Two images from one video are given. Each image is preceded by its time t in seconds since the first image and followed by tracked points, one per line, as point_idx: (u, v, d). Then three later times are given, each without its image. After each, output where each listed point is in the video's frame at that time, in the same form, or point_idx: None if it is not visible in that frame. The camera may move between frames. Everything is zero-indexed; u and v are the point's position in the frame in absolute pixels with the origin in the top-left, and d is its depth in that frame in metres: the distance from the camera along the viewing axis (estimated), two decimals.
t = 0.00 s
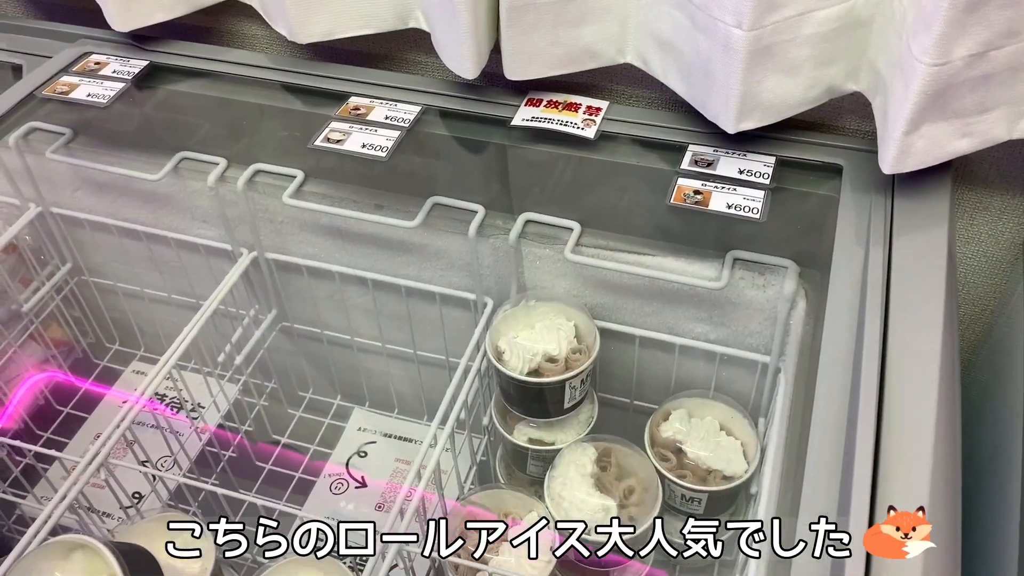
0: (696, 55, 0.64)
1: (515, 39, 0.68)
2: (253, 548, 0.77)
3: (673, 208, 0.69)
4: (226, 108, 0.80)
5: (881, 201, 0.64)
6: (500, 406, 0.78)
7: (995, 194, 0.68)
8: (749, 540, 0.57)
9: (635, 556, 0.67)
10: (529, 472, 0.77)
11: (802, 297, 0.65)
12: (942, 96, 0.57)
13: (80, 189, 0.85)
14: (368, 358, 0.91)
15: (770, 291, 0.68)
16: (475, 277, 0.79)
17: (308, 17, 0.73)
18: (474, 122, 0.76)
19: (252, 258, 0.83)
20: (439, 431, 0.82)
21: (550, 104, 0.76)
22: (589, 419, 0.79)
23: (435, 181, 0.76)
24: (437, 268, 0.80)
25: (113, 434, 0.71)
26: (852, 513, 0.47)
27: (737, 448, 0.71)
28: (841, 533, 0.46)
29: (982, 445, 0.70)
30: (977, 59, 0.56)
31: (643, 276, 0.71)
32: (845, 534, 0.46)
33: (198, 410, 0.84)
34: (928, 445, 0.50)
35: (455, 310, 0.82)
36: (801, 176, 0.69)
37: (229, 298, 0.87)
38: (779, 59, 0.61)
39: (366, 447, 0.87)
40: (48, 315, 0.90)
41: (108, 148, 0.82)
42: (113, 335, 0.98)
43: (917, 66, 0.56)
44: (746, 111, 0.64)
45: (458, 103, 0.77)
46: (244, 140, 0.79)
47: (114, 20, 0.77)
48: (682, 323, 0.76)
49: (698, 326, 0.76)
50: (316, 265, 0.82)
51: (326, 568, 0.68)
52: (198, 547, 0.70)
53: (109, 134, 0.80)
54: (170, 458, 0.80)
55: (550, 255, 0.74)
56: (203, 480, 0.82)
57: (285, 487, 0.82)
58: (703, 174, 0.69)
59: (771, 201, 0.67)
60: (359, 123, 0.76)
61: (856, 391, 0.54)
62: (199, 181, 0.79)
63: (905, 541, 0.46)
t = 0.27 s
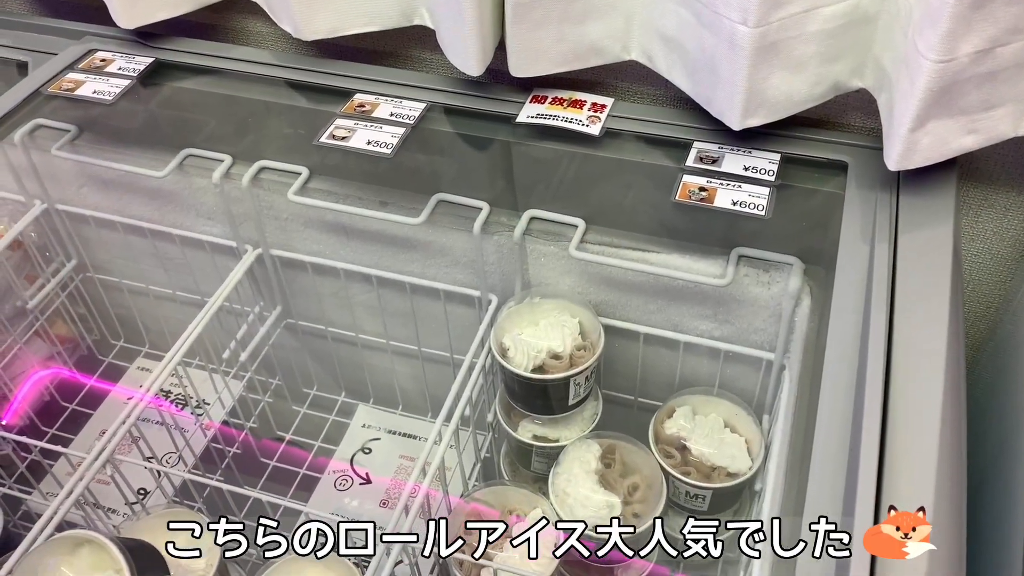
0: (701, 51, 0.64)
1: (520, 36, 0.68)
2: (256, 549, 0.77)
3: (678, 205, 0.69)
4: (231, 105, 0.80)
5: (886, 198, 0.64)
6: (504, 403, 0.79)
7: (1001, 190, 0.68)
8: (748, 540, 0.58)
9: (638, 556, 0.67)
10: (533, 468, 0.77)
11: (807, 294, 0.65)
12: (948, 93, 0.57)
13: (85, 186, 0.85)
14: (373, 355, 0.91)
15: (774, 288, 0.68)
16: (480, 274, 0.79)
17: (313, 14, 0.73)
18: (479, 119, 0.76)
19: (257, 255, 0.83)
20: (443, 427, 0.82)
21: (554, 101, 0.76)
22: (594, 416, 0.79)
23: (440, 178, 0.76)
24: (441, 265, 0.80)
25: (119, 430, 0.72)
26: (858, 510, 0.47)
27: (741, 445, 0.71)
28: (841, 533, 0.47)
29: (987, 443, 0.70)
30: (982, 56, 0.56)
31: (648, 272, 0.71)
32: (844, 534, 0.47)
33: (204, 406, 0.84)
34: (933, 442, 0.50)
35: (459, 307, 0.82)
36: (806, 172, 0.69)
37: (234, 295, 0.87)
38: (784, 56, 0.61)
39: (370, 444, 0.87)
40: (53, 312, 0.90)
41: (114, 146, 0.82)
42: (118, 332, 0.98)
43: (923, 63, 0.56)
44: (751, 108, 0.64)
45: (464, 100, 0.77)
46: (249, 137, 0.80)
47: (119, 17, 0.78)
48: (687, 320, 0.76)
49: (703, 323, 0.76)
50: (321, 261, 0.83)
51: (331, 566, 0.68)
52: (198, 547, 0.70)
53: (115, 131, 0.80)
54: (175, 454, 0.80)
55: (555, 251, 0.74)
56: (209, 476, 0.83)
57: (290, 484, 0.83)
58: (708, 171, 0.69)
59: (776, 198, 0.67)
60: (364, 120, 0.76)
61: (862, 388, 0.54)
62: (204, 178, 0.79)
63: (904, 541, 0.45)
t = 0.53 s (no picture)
0: (705, 45, 0.63)
1: (523, 29, 0.68)
2: (256, 547, 0.77)
3: (681, 199, 0.69)
4: (233, 99, 0.80)
5: (891, 191, 0.64)
6: (507, 397, 0.78)
7: (1008, 183, 0.68)
8: (748, 541, 0.59)
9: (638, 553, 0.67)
10: (537, 462, 0.77)
11: (811, 288, 0.65)
12: (953, 86, 0.57)
13: (87, 180, 0.85)
14: (375, 350, 0.91)
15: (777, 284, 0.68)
16: (483, 269, 0.79)
17: (315, 7, 0.73)
18: (481, 113, 0.76)
19: (260, 249, 0.83)
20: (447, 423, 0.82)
21: (558, 95, 0.75)
22: (596, 410, 0.79)
23: (443, 173, 0.76)
24: (444, 259, 0.80)
25: (121, 424, 0.72)
26: (862, 504, 0.47)
27: (744, 440, 0.71)
28: (841, 533, 0.47)
29: (990, 437, 0.70)
30: (989, 48, 0.55)
31: (652, 267, 0.71)
32: (845, 534, 0.47)
33: (205, 401, 0.84)
34: (938, 436, 0.50)
35: (462, 302, 0.82)
36: (811, 166, 0.68)
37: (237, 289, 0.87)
38: (789, 49, 0.60)
39: (373, 439, 0.87)
40: (56, 306, 0.90)
41: (116, 140, 0.82)
42: (121, 327, 0.99)
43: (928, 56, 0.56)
44: (755, 102, 0.64)
45: (466, 95, 0.77)
46: (251, 131, 0.79)
47: (121, 10, 0.77)
48: (690, 314, 0.76)
49: (705, 317, 0.76)
50: (324, 256, 0.83)
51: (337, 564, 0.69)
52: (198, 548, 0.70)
53: (117, 126, 0.80)
54: (178, 449, 0.80)
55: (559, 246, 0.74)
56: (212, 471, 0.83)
57: (293, 478, 0.83)
58: (712, 165, 0.68)
59: (780, 191, 0.67)
60: (366, 114, 0.76)
61: (866, 382, 0.54)
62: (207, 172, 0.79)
63: (905, 541, 0.45)
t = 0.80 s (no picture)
0: (709, 34, 0.63)
1: (526, 17, 0.68)
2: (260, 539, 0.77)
3: (685, 189, 0.69)
4: (235, 89, 0.79)
5: (895, 181, 0.64)
6: (510, 388, 0.78)
7: (1013, 173, 0.68)
8: (748, 541, 0.59)
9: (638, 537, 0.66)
10: (540, 453, 0.78)
11: (814, 278, 0.65)
12: (959, 75, 0.57)
13: (89, 170, 0.85)
14: (377, 340, 0.91)
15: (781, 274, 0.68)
16: (486, 260, 0.79)
17: None
18: (484, 103, 0.76)
19: (262, 240, 0.83)
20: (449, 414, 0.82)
21: (561, 85, 0.75)
22: (599, 401, 0.79)
23: (446, 163, 0.76)
24: (447, 249, 0.79)
25: (124, 415, 0.72)
26: (867, 496, 0.47)
27: (747, 431, 0.71)
28: (841, 533, 0.47)
29: (993, 428, 0.70)
30: (995, 37, 0.55)
31: (657, 257, 0.71)
32: (844, 535, 0.47)
33: (208, 392, 0.84)
34: (942, 426, 0.50)
35: (465, 293, 0.82)
36: (815, 156, 0.68)
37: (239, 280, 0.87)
38: (793, 38, 0.60)
39: (376, 430, 0.87)
40: (58, 298, 0.90)
41: (118, 131, 0.81)
42: (123, 318, 0.99)
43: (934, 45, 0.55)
44: (760, 92, 0.63)
45: (469, 84, 0.76)
46: (253, 122, 0.79)
47: None
48: (693, 305, 0.76)
49: (708, 308, 0.76)
50: (326, 247, 0.82)
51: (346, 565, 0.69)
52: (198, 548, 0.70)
53: (119, 116, 0.80)
54: (182, 440, 0.81)
55: (562, 237, 0.74)
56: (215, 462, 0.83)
57: (296, 469, 0.83)
58: (716, 154, 0.68)
59: (784, 181, 0.66)
60: (369, 105, 0.75)
61: (871, 373, 0.54)
62: (209, 162, 0.79)
63: (905, 541, 0.45)
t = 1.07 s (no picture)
0: (715, 18, 0.63)
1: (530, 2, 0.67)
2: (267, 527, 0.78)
3: (690, 175, 0.68)
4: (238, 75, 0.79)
5: (901, 167, 0.64)
6: (514, 374, 0.79)
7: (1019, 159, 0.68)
8: (749, 541, 0.60)
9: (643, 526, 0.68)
10: (544, 439, 0.78)
11: (819, 265, 0.65)
12: (965, 59, 0.56)
13: (92, 158, 0.85)
14: (381, 327, 0.91)
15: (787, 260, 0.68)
16: (489, 247, 0.79)
17: None
18: (487, 89, 0.75)
19: (266, 227, 0.82)
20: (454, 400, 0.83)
21: (565, 70, 0.75)
22: (603, 387, 0.79)
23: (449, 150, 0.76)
24: (451, 236, 0.79)
25: (129, 402, 0.73)
26: (871, 493, 0.47)
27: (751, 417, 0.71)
28: (841, 533, 0.47)
29: (996, 414, 0.70)
30: (1003, 20, 0.55)
31: (662, 243, 0.71)
32: (845, 535, 0.47)
33: (213, 379, 0.84)
34: (948, 412, 0.50)
35: (469, 280, 0.82)
36: (820, 142, 0.68)
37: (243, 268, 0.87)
38: (799, 22, 0.60)
39: (380, 416, 0.87)
40: (62, 285, 0.90)
41: (121, 118, 0.81)
42: (127, 306, 0.99)
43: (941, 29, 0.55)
44: (765, 76, 0.63)
45: (474, 70, 0.76)
46: (256, 108, 0.79)
47: None
48: (698, 292, 0.76)
49: (713, 294, 0.76)
50: (330, 234, 0.82)
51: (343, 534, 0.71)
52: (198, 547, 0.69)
53: (122, 103, 0.80)
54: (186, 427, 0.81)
55: (566, 223, 0.74)
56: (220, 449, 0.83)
57: (300, 457, 0.83)
58: (721, 140, 0.68)
59: (789, 167, 0.66)
60: (372, 91, 0.75)
61: (876, 362, 0.54)
62: (212, 150, 0.79)
63: (905, 541, 0.44)
